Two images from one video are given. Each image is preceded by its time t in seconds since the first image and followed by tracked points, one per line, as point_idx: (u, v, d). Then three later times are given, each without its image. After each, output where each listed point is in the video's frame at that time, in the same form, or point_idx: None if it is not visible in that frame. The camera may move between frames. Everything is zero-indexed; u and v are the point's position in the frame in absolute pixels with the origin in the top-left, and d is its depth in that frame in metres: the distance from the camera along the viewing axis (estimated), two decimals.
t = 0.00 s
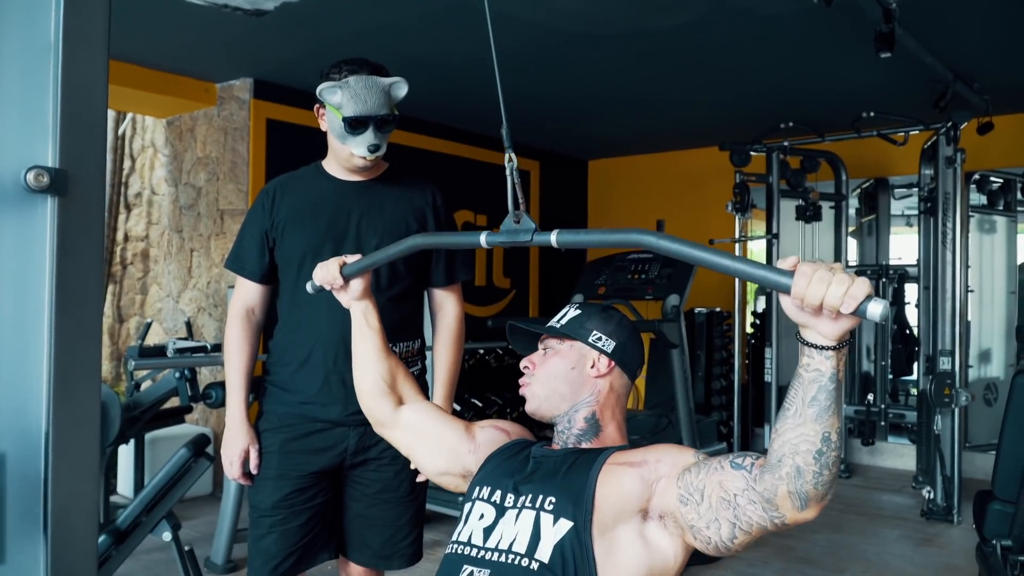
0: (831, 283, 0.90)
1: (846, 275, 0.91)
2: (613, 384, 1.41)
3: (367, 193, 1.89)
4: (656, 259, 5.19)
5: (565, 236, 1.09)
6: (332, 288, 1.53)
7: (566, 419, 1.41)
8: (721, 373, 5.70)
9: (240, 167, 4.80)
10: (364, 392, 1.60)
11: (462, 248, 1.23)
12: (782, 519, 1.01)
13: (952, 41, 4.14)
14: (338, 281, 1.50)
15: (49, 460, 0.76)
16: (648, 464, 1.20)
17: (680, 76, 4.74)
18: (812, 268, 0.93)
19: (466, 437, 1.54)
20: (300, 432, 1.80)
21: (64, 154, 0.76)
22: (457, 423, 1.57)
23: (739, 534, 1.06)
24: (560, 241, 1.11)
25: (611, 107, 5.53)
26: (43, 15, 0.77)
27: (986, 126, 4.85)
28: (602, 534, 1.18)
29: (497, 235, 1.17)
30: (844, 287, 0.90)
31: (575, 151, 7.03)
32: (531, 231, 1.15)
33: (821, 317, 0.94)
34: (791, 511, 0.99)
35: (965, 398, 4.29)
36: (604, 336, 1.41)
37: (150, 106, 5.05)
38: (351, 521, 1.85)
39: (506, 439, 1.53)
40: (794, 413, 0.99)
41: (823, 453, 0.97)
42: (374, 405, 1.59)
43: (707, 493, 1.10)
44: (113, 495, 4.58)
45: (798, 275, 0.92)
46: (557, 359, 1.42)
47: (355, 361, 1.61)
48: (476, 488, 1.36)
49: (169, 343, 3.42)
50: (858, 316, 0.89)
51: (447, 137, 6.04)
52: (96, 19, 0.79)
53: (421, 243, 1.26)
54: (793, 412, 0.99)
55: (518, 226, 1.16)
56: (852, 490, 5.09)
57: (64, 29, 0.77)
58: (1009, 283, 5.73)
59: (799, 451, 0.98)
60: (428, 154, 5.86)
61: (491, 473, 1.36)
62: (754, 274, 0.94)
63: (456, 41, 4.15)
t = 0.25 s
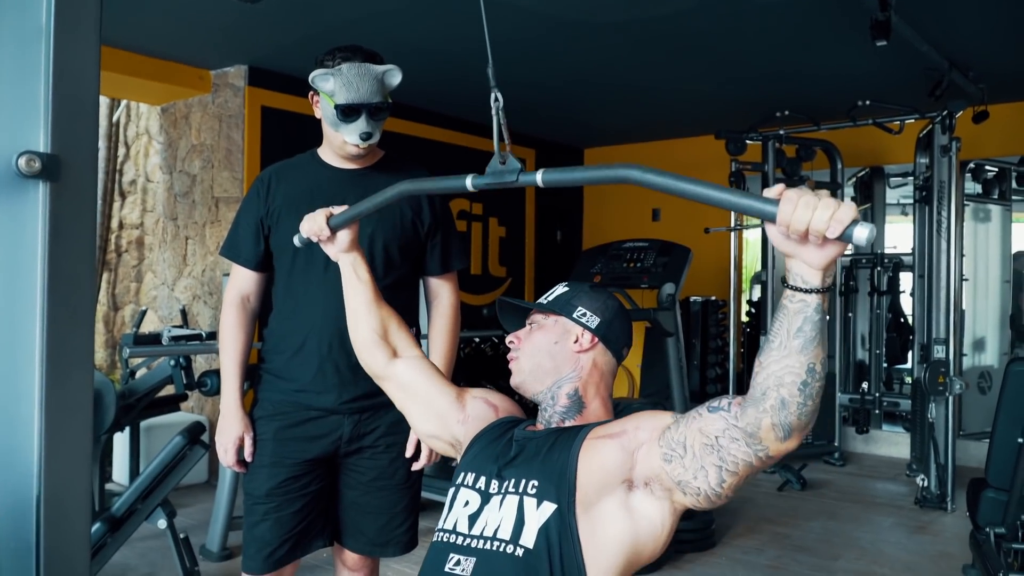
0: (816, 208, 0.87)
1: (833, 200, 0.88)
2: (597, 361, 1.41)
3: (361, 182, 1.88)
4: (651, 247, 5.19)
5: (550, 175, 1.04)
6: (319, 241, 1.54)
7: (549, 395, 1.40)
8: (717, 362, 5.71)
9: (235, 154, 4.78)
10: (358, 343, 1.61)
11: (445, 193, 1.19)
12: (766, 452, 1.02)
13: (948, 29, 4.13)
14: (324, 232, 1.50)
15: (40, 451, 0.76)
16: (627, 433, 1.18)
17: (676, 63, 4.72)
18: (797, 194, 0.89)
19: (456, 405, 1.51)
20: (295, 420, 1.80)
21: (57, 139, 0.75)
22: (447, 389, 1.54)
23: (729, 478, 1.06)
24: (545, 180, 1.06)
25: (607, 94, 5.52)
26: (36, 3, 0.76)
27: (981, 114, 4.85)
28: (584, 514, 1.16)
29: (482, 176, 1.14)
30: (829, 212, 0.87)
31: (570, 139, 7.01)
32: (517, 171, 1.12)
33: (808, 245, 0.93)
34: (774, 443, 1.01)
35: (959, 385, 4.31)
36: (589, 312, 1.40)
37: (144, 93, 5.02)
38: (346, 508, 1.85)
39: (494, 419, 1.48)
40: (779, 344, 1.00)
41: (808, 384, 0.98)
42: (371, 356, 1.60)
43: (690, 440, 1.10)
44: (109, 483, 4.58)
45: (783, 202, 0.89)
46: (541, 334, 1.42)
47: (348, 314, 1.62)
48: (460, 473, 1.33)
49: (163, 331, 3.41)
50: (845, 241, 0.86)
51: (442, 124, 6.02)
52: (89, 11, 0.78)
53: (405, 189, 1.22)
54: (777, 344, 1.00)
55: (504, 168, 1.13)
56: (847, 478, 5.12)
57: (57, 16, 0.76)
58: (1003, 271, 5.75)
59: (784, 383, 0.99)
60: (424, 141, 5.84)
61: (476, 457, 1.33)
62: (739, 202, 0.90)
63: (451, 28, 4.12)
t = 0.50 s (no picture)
0: (797, 153, 0.87)
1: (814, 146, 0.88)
2: (581, 342, 1.40)
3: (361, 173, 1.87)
4: (648, 238, 5.19)
5: (532, 129, 1.02)
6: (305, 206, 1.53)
7: (533, 377, 1.40)
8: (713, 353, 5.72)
9: (231, 144, 4.76)
10: (343, 310, 1.60)
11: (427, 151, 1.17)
12: (737, 412, 1.03)
13: (946, 19, 4.12)
14: (309, 196, 1.50)
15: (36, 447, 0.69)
16: (607, 410, 1.20)
17: (673, 53, 4.70)
18: (777, 140, 0.89)
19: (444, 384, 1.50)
20: (291, 411, 1.80)
21: (52, 127, 0.69)
22: (434, 364, 1.53)
23: (704, 442, 1.07)
24: (528, 135, 1.04)
25: (604, 85, 5.50)
26: None
27: (978, 105, 4.84)
28: (569, 497, 1.16)
29: (466, 133, 1.13)
30: (810, 156, 0.86)
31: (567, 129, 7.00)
32: (501, 127, 1.10)
33: (788, 197, 0.92)
34: (743, 401, 1.01)
35: (954, 376, 4.32)
36: (572, 293, 1.40)
37: (140, 83, 4.99)
38: (341, 499, 1.84)
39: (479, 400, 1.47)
40: (753, 301, 1.00)
41: (779, 341, 0.98)
42: (357, 323, 1.59)
43: (667, 406, 1.11)
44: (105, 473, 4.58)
45: (764, 148, 0.88)
46: (523, 314, 1.42)
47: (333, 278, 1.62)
48: (446, 463, 1.32)
49: (159, 322, 3.40)
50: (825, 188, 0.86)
51: (438, 114, 5.99)
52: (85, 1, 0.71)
53: (389, 149, 1.21)
54: (751, 300, 1.00)
55: (487, 124, 1.12)
56: (843, 469, 5.14)
57: None
58: (999, 262, 5.76)
59: (756, 340, 0.99)
60: (420, 131, 5.82)
61: (460, 447, 1.33)
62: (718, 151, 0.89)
63: (447, 17, 4.10)
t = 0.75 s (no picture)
0: (792, 153, 0.87)
1: (808, 148, 0.88)
2: (578, 342, 1.40)
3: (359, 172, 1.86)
4: (645, 235, 5.18)
5: (526, 128, 1.02)
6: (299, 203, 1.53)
7: (531, 378, 1.40)
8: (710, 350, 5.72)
9: (228, 142, 4.75)
10: (330, 306, 1.58)
11: (423, 150, 1.17)
12: (705, 408, 1.03)
13: (944, 16, 4.11)
14: (304, 195, 1.50)
15: (32, 439, 0.69)
16: (606, 404, 1.21)
17: (671, 50, 4.69)
18: (772, 140, 0.89)
19: (439, 384, 1.49)
20: (289, 409, 1.80)
21: (49, 125, 0.68)
22: (427, 363, 1.52)
23: (674, 440, 1.07)
24: (521, 135, 1.04)
25: (601, 82, 5.49)
26: None
27: (975, 102, 4.84)
28: (568, 496, 1.16)
29: (460, 133, 1.13)
30: (805, 158, 0.86)
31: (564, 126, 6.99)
32: (495, 126, 1.11)
33: (782, 198, 0.92)
34: (708, 395, 1.02)
35: (951, 373, 4.32)
36: (567, 294, 1.39)
37: (136, 80, 4.98)
38: (339, 498, 1.84)
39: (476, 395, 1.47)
40: (731, 297, 1.01)
41: (747, 338, 0.98)
42: (346, 321, 1.57)
43: (649, 401, 1.11)
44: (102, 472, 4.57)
45: (758, 149, 0.88)
46: (519, 315, 1.41)
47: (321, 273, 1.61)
48: (447, 460, 1.32)
49: (156, 320, 3.39)
50: (820, 190, 0.85)
51: (435, 111, 5.98)
52: None
53: (384, 149, 1.21)
54: (729, 297, 1.01)
55: (481, 123, 1.12)
56: (841, 467, 5.15)
57: None
58: (997, 259, 5.77)
59: (723, 335, 0.99)
60: (416, 129, 5.81)
61: (461, 445, 1.32)
62: (714, 152, 0.89)
63: (445, 15, 4.09)
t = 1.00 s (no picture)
0: (794, 150, 0.86)
1: (810, 144, 0.88)
2: (580, 345, 1.40)
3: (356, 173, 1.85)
4: (643, 236, 5.18)
5: (527, 129, 1.02)
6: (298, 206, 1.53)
7: (533, 380, 1.40)
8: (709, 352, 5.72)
9: (226, 143, 4.75)
10: (328, 308, 1.58)
11: (423, 152, 1.17)
12: (706, 404, 1.03)
13: (942, 17, 4.12)
14: (303, 198, 1.50)
15: (31, 438, 0.68)
16: (607, 404, 1.21)
17: (669, 51, 4.70)
18: (774, 137, 0.89)
19: (438, 386, 1.49)
20: (288, 410, 1.79)
21: (45, 125, 0.68)
22: (426, 366, 1.52)
23: (675, 436, 1.07)
24: (522, 135, 1.04)
25: (599, 83, 5.49)
26: None
27: (973, 103, 4.84)
28: (568, 496, 1.16)
29: (460, 134, 1.13)
30: (807, 154, 0.86)
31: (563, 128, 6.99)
32: (495, 127, 1.11)
33: (784, 194, 0.92)
34: (709, 391, 1.02)
35: (950, 374, 4.32)
36: (571, 297, 1.39)
37: (135, 82, 4.98)
38: (339, 499, 1.84)
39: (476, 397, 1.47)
40: (732, 292, 1.01)
41: (747, 331, 0.98)
42: (344, 324, 1.57)
43: (650, 398, 1.11)
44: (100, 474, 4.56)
45: (760, 146, 0.88)
46: (522, 317, 1.41)
47: (320, 275, 1.61)
48: (447, 462, 1.32)
49: (154, 321, 3.35)
50: (822, 186, 0.85)
51: (433, 112, 5.98)
52: None
53: (383, 151, 1.21)
54: (730, 291, 1.02)
55: (481, 123, 1.12)
56: (840, 468, 5.15)
57: None
58: (995, 260, 5.77)
59: (724, 329, 1.00)
60: (415, 130, 5.81)
61: (462, 446, 1.32)
62: (714, 149, 0.89)
63: (443, 15, 4.09)
